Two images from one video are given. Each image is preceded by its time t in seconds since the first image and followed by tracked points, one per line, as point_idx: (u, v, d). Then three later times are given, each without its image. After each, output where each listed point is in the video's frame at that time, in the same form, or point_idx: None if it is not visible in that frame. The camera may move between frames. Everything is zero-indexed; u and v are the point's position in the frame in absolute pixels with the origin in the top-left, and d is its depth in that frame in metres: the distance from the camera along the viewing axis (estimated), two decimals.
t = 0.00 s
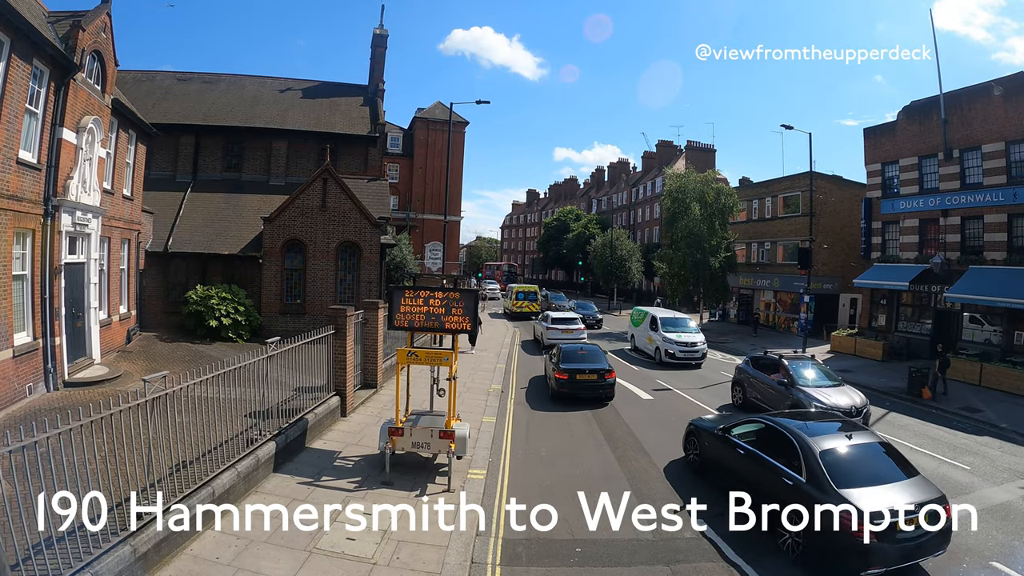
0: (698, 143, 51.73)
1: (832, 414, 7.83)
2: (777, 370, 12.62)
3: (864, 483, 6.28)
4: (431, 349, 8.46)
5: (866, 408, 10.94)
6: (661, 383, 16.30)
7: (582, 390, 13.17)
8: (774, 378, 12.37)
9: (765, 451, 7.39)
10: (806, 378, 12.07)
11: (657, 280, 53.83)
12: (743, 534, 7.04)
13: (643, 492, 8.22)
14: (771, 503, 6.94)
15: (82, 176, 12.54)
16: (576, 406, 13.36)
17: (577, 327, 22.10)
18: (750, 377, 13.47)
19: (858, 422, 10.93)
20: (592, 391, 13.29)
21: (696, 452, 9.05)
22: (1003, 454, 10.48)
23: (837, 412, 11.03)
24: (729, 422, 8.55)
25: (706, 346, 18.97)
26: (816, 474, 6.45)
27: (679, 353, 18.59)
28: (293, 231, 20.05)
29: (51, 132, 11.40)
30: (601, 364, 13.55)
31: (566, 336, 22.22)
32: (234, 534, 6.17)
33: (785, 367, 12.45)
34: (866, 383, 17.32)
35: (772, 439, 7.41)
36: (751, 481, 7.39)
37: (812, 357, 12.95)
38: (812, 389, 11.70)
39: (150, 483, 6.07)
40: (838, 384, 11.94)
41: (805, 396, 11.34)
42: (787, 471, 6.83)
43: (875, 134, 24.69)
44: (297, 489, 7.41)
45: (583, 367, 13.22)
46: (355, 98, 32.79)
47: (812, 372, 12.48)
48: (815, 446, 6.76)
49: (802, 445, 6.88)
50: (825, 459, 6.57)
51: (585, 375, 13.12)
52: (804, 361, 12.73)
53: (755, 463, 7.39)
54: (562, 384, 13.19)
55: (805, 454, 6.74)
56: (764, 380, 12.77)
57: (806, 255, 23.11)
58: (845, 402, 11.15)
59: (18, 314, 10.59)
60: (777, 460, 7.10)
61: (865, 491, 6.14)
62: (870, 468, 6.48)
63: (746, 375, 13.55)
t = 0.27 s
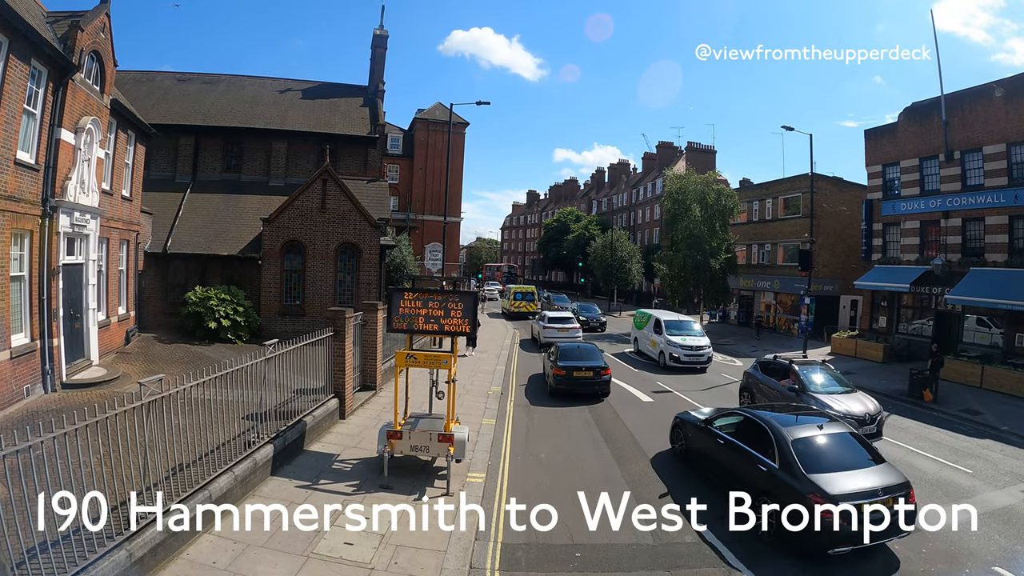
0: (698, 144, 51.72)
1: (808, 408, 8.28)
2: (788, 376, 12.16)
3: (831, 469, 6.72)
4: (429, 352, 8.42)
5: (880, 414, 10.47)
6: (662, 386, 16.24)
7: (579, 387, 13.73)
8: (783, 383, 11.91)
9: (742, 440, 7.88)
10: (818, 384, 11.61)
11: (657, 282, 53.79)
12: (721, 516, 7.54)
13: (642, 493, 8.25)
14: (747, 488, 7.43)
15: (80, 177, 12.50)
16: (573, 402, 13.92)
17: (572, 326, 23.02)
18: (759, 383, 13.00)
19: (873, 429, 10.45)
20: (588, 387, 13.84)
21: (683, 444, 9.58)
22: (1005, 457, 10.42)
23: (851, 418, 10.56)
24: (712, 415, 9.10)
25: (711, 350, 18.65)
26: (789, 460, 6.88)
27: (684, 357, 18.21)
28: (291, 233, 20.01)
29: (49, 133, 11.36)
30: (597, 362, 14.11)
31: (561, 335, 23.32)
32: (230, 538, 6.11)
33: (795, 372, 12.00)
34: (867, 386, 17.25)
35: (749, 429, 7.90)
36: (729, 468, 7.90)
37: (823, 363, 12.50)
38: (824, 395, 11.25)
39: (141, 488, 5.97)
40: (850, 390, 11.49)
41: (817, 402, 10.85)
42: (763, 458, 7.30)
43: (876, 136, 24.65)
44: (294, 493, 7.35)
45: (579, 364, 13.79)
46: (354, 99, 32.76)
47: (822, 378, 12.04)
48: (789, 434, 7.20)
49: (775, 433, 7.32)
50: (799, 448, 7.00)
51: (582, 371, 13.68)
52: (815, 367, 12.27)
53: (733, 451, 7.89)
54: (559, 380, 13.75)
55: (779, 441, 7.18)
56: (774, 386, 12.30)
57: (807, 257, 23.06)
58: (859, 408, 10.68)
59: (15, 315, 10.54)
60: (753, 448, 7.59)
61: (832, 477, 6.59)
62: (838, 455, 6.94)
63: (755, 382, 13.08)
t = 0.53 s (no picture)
0: (699, 144, 51.59)
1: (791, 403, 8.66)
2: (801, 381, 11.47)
3: (807, 459, 7.14)
4: (427, 354, 8.31)
5: (899, 421, 9.78)
6: (663, 388, 16.12)
7: (577, 383, 14.35)
8: (797, 389, 11.22)
9: (726, 432, 8.30)
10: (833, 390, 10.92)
11: (658, 282, 53.68)
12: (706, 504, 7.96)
13: (643, 493, 8.30)
14: (730, 477, 7.84)
15: (75, 177, 12.38)
16: (570, 398, 14.53)
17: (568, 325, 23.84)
18: (771, 389, 12.31)
19: (891, 438, 9.78)
20: (585, 384, 14.44)
21: (671, 437, 10.03)
22: (1011, 460, 10.30)
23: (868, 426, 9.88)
24: (698, 408, 9.53)
25: (718, 353, 18.20)
26: (768, 451, 7.30)
27: (689, 361, 17.80)
28: (290, 233, 19.91)
29: (43, 132, 11.25)
30: (594, 359, 14.71)
31: (558, 332, 24.21)
32: (223, 546, 5.99)
33: (809, 377, 11.31)
34: (870, 387, 17.13)
35: (732, 421, 8.33)
36: (714, 459, 8.31)
37: (838, 366, 11.82)
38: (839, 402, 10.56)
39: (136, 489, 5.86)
40: (868, 396, 10.79)
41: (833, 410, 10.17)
42: (744, 448, 7.71)
43: (878, 135, 24.52)
44: (289, 498, 7.24)
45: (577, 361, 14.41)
46: (354, 98, 32.65)
47: (836, 382, 11.37)
48: (767, 426, 7.64)
49: (755, 426, 7.76)
50: (776, 438, 7.43)
51: (579, 368, 14.31)
52: (830, 371, 11.57)
53: (717, 443, 8.29)
54: (557, 376, 14.37)
55: (758, 433, 7.62)
56: (787, 392, 11.61)
57: (809, 257, 22.95)
58: (877, 415, 9.98)
59: (9, 317, 10.44)
60: (735, 439, 7.99)
61: (808, 465, 7.01)
62: (814, 446, 7.36)
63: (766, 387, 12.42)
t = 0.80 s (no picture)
0: (701, 144, 51.41)
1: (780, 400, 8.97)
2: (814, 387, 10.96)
3: (791, 450, 7.49)
4: (424, 357, 8.16)
5: (918, 428, 9.31)
6: (664, 390, 15.97)
7: (575, 379, 14.79)
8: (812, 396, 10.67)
9: (713, 426, 8.65)
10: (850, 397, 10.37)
11: (659, 282, 53.54)
12: (698, 496, 8.28)
13: (643, 492, 8.32)
14: (717, 468, 8.20)
15: (69, 175, 12.24)
16: (568, 394, 14.98)
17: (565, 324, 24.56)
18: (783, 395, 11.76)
19: (909, 446, 9.31)
20: (583, 380, 14.88)
21: (662, 431, 10.41)
22: (1020, 464, 10.14)
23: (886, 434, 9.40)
24: (688, 403, 9.89)
25: (724, 355, 18.01)
26: (754, 443, 7.64)
27: (696, 364, 17.56)
28: (287, 232, 19.77)
29: (36, 130, 11.11)
30: (592, 356, 15.14)
31: (556, 331, 25.00)
32: (212, 554, 5.81)
33: (824, 383, 10.75)
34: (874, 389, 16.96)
35: (720, 415, 8.70)
36: (702, 452, 8.66)
37: (851, 372, 11.30)
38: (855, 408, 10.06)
39: (125, 492, 5.72)
40: (884, 402, 10.31)
41: (850, 417, 9.64)
42: (731, 440, 8.06)
43: (881, 135, 24.35)
44: (282, 505, 7.06)
45: (575, 358, 14.86)
46: (353, 97, 32.51)
47: (850, 388, 10.84)
48: (754, 419, 8.00)
49: (742, 418, 8.13)
50: (762, 430, 7.81)
51: (577, 365, 14.76)
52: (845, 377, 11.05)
53: (705, 436, 8.65)
54: (556, 373, 14.82)
55: (745, 426, 7.97)
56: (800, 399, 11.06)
57: (811, 257, 22.79)
58: (895, 422, 9.49)
59: None
60: (722, 432, 8.36)
61: (793, 457, 7.35)
62: (798, 436, 7.71)
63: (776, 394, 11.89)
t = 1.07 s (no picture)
0: (703, 143, 51.10)
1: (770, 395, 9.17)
2: (834, 392, 10.22)
3: (778, 443, 7.70)
4: (418, 360, 7.91)
5: (947, 438, 8.65)
6: (667, 392, 15.70)
7: (573, 376, 14.98)
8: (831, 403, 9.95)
9: (704, 420, 8.90)
10: (873, 403, 9.63)
11: (661, 282, 53.26)
12: (691, 490, 8.48)
13: (643, 492, 8.32)
14: (707, 461, 8.43)
15: (57, 172, 11.99)
16: (567, 391, 15.16)
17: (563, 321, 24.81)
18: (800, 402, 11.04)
19: (938, 457, 8.66)
20: (582, 377, 15.07)
21: (655, 426, 10.67)
22: None
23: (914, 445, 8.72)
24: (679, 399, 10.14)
25: (733, 359, 17.74)
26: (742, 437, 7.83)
27: (705, 367, 17.25)
28: (282, 231, 19.54)
29: (22, 125, 10.87)
30: (590, 354, 15.33)
31: (554, 329, 25.41)
32: (191, 570, 5.50)
33: (843, 389, 10.03)
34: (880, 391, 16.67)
35: (709, 410, 8.95)
36: (693, 445, 8.90)
37: (873, 375, 10.54)
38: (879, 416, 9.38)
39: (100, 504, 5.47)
40: (908, 408, 9.63)
41: (875, 427, 8.93)
42: (720, 434, 8.30)
43: (886, 133, 24.05)
44: (268, 517, 6.76)
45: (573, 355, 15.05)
46: (351, 94, 32.24)
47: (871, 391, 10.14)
48: (743, 413, 8.22)
49: (731, 413, 8.34)
50: (750, 423, 8.02)
51: (575, 362, 14.95)
52: (865, 381, 10.29)
53: (695, 430, 8.90)
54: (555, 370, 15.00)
55: (733, 420, 8.19)
56: (819, 406, 10.35)
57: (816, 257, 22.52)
58: (923, 432, 8.80)
59: None
60: (711, 426, 8.60)
61: (780, 450, 7.55)
62: (786, 430, 7.92)
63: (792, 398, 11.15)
